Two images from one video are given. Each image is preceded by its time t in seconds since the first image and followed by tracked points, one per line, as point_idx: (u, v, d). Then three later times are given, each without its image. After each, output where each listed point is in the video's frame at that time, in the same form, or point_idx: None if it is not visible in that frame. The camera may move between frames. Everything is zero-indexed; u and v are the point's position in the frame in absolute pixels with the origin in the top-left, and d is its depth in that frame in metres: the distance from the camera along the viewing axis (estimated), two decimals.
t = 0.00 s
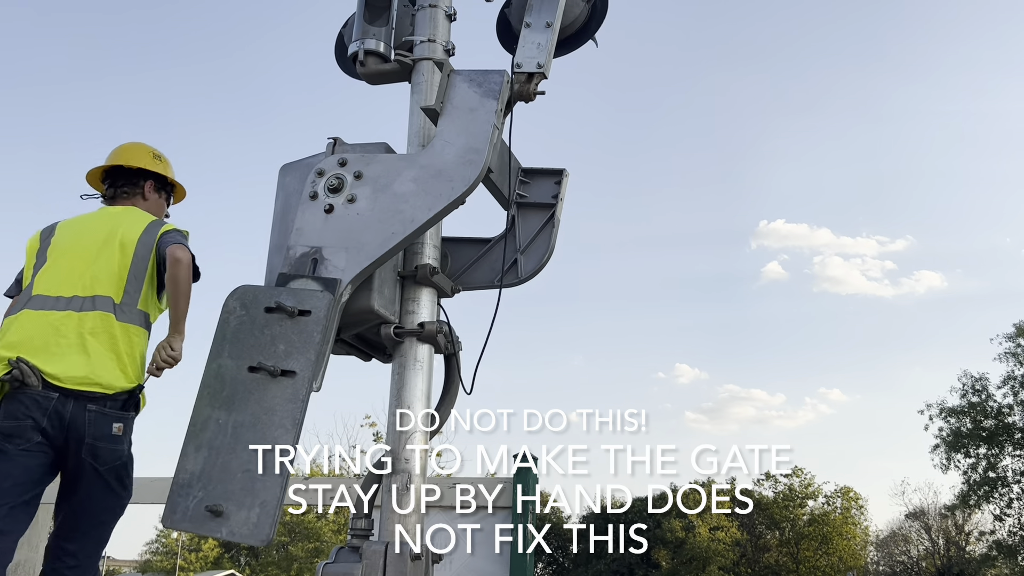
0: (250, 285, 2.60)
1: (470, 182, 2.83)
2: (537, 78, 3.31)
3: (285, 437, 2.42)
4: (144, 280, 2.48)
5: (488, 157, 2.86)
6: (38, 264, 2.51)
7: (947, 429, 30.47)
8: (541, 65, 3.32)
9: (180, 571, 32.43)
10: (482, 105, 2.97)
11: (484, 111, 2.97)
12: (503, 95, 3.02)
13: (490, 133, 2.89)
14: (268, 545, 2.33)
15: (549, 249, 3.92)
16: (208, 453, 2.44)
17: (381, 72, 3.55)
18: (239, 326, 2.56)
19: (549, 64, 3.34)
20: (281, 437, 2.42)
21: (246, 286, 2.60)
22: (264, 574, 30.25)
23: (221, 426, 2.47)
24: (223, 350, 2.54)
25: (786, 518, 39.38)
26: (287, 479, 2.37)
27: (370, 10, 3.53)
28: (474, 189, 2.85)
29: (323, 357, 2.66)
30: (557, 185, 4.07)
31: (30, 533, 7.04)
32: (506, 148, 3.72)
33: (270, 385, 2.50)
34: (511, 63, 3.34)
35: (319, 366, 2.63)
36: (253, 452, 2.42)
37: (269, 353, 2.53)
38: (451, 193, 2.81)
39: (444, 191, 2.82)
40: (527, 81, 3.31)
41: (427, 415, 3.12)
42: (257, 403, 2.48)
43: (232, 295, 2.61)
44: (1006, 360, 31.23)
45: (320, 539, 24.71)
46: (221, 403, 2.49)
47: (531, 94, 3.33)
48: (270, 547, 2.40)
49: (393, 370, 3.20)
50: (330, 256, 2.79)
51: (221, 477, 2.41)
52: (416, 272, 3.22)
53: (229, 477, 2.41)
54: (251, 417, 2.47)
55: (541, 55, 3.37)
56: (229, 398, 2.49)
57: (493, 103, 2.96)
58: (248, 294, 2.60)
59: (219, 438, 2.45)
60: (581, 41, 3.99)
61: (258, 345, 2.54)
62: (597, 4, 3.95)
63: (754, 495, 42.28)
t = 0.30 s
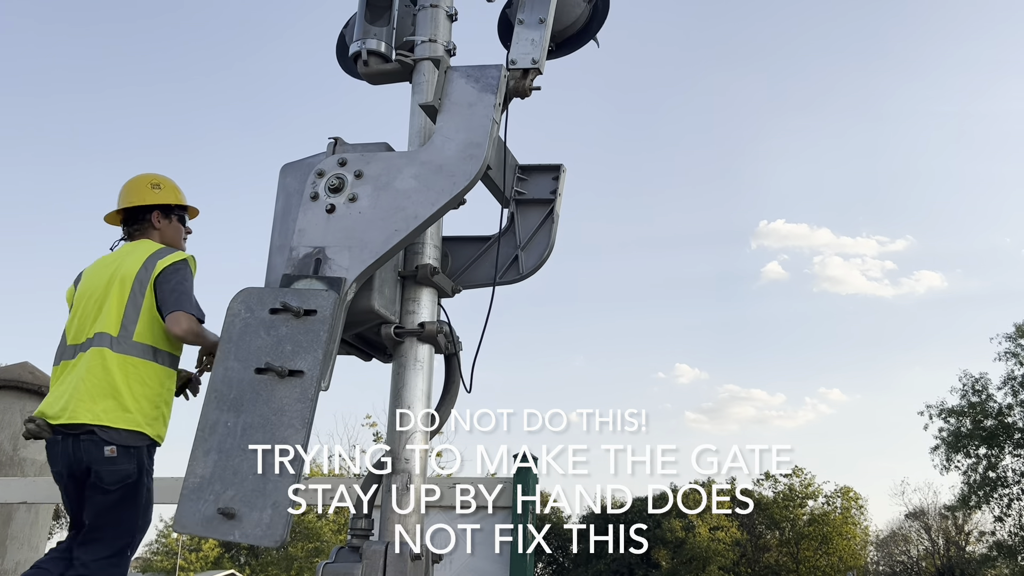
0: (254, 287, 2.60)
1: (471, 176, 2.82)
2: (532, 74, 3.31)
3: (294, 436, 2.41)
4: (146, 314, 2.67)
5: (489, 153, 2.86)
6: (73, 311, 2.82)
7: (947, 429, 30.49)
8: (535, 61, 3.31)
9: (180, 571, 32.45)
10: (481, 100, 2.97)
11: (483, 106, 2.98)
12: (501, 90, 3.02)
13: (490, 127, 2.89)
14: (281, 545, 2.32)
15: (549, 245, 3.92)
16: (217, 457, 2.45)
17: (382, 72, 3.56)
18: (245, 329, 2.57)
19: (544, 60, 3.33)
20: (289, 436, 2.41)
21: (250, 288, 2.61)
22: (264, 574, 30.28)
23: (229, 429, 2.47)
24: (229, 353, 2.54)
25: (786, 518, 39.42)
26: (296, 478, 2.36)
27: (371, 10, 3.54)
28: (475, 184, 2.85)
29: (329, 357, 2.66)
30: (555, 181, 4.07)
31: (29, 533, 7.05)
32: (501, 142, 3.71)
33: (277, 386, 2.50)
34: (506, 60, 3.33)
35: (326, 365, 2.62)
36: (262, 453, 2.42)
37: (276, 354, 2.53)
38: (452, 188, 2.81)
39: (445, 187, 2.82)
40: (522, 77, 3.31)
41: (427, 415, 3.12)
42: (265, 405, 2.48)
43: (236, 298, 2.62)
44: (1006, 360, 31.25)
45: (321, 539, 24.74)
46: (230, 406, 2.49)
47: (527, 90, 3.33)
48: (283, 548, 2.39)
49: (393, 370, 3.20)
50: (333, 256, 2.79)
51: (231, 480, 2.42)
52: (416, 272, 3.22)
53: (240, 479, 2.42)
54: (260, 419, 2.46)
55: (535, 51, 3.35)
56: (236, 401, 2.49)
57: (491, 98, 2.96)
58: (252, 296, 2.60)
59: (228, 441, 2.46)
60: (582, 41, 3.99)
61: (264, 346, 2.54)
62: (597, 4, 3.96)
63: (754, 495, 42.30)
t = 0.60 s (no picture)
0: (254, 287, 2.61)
1: (472, 176, 2.82)
2: (532, 74, 3.31)
3: (294, 436, 2.41)
4: (142, 329, 3.08)
5: (489, 152, 2.86)
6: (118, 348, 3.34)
7: (947, 429, 30.50)
8: (535, 61, 3.31)
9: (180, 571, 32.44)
10: (481, 99, 2.97)
11: (484, 106, 2.97)
12: (501, 90, 3.02)
13: (490, 127, 2.89)
14: (282, 545, 2.32)
15: (549, 244, 3.91)
16: (218, 457, 2.45)
17: (382, 72, 3.56)
18: (246, 329, 2.57)
19: (544, 59, 3.32)
20: (289, 436, 2.41)
21: (250, 288, 2.61)
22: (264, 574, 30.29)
23: (230, 429, 2.47)
24: (229, 353, 2.55)
25: (785, 518, 39.43)
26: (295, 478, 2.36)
27: (372, 10, 3.54)
28: (475, 184, 2.85)
29: (330, 357, 2.65)
30: (555, 180, 4.07)
31: (29, 533, 7.05)
32: (502, 142, 3.71)
33: (278, 386, 2.50)
34: (505, 60, 3.33)
35: (327, 365, 2.62)
36: (263, 454, 2.42)
37: (276, 354, 2.53)
38: (452, 188, 2.81)
39: (446, 187, 2.81)
40: (523, 76, 3.31)
41: (427, 415, 3.12)
42: (266, 405, 2.48)
43: (236, 298, 2.62)
44: (1006, 360, 31.25)
45: (321, 539, 24.76)
46: (230, 406, 2.50)
47: (527, 89, 3.34)
48: (284, 548, 2.39)
49: (393, 370, 3.20)
50: (333, 255, 2.79)
51: (231, 480, 2.42)
52: (416, 272, 3.22)
53: (241, 479, 2.42)
54: (261, 419, 2.46)
55: (535, 51, 3.35)
56: (237, 401, 2.49)
57: (492, 98, 2.96)
58: (252, 297, 2.61)
59: (228, 441, 2.46)
60: (582, 41, 3.99)
61: (265, 346, 2.54)
62: (598, 5, 3.96)
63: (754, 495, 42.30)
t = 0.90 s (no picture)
0: (254, 287, 2.61)
1: (472, 176, 2.82)
2: (533, 74, 3.30)
3: (294, 437, 2.41)
4: (150, 329, 3.16)
5: (489, 152, 2.86)
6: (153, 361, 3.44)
7: (947, 429, 30.49)
8: (536, 61, 3.30)
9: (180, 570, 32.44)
10: (481, 99, 2.97)
11: (484, 106, 2.97)
12: (502, 90, 3.02)
13: (490, 127, 2.89)
14: (282, 545, 2.32)
15: (550, 245, 3.91)
16: (218, 457, 2.45)
17: (382, 72, 3.56)
18: (246, 329, 2.57)
19: (544, 59, 3.32)
20: (290, 437, 2.41)
21: (250, 288, 2.61)
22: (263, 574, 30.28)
23: (230, 429, 2.47)
24: (229, 353, 2.55)
25: (785, 518, 39.44)
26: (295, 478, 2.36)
27: (372, 10, 3.54)
28: (475, 184, 2.85)
29: (330, 357, 2.65)
30: (556, 180, 4.07)
31: (29, 533, 7.04)
32: (502, 142, 3.71)
33: (278, 386, 2.50)
34: (506, 60, 3.32)
35: (327, 365, 2.62)
36: (263, 454, 2.42)
37: (277, 354, 2.52)
38: (452, 188, 2.81)
39: (446, 187, 2.81)
40: (523, 76, 3.31)
41: (427, 415, 3.12)
42: (266, 405, 2.48)
43: (236, 298, 2.62)
44: (1006, 360, 31.25)
45: (321, 539, 24.77)
46: (230, 406, 2.50)
47: (528, 89, 3.33)
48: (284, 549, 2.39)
49: (393, 370, 3.19)
50: (333, 256, 2.78)
51: (231, 480, 2.42)
52: (416, 272, 3.22)
53: (241, 479, 2.41)
54: (261, 419, 2.46)
55: (536, 51, 3.35)
56: (237, 401, 2.49)
57: (492, 98, 2.96)
58: (253, 297, 2.61)
59: (228, 441, 2.46)
60: (582, 41, 3.99)
61: (265, 346, 2.54)
62: (598, 4, 3.96)
63: (754, 495, 42.30)
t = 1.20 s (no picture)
0: (253, 287, 2.61)
1: (472, 178, 2.82)
2: (535, 75, 3.30)
3: (291, 436, 2.41)
4: (152, 331, 3.18)
5: (489, 154, 2.86)
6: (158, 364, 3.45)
7: (947, 429, 30.49)
8: (538, 63, 3.30)
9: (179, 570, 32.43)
10: (481, 101, 2.97)
11: (484, 107, 2.98)
12: (502, 91, 3.02)
13: (490, 129, 2.89)
14: (277, 545, 2.32)
15: (550, 245, 3.91)
16: (215, 456, 2.45)
17: (382, 72, 3.56)
18: (244, 328, 2.57)
19: (547, 60, 3.32)
20: (287, 437, 2.41)
21: (249, 287, 2.61)
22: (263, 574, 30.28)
23: (227, 428, 2.47)
24: (227, 353, 2.55)
25: (785, 518, 39.45)
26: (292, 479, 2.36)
27: (371, 10, 3.54)
28: (475, 185, 2.85)
29: (328, 357, 2.65)
30: (556, 181, 4.07)
31: (29, 533, 7.04)
32: (502, 142, 3.71)
33: (275, 386, 2.50)
34: (508, 60, 3.32)
35: (325, 366, 2.62)
36: (260, 454, 2.42)
37: (274, 354, 2.53)
38: (452, 189, 2.81)
39: (446, 188, 2.81)
40: (525, 77, 3.30)
41: (427, 415, 3.12)
42: (263, 404, 2.48)
43: (235, 297, 2.62)
44: (1006, 360, 31.26)
45: (320, 539, 24.78)
46: (228, 405, 2.49)
47: (529, 90, 3.32)
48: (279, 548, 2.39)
49: (393, 370, 3.19)
50: (332, 256, 2.78)
51: (228, 479, 2.42)
52: (416, 272, 3.22)
53: (237, 479, 2.41)
54: (258, 418, 2.46)
55: (538, 52, 3.34)
56: (234, 400, 2.49)
57: (492, 100, 2.97)
58: (251, 296, 2.61)
59: (226, 440, 2.46)
60: (581, 40, 4.00)
61: (263, 346, 2.54)
62: (597, 4, 3.96)
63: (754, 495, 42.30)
